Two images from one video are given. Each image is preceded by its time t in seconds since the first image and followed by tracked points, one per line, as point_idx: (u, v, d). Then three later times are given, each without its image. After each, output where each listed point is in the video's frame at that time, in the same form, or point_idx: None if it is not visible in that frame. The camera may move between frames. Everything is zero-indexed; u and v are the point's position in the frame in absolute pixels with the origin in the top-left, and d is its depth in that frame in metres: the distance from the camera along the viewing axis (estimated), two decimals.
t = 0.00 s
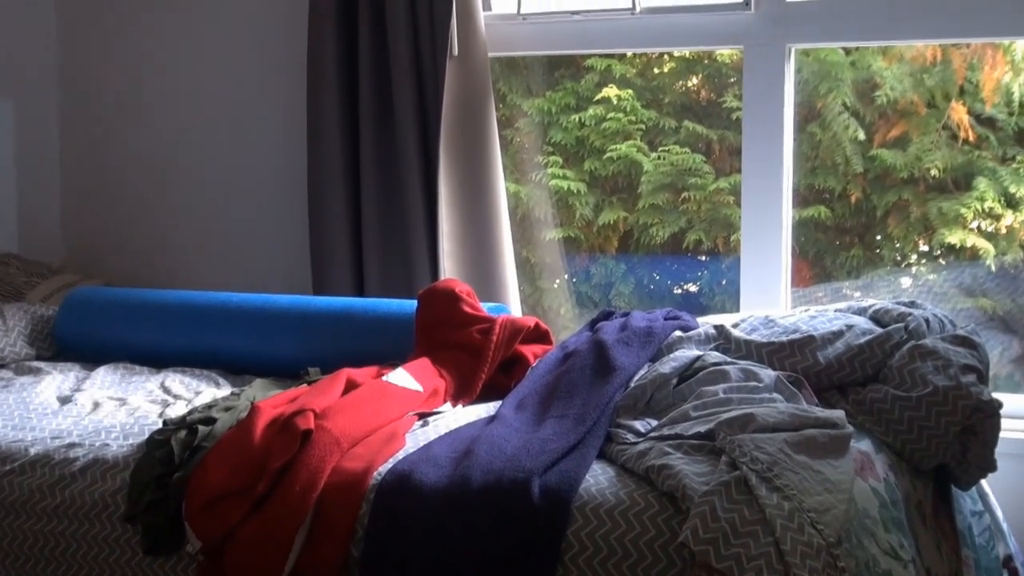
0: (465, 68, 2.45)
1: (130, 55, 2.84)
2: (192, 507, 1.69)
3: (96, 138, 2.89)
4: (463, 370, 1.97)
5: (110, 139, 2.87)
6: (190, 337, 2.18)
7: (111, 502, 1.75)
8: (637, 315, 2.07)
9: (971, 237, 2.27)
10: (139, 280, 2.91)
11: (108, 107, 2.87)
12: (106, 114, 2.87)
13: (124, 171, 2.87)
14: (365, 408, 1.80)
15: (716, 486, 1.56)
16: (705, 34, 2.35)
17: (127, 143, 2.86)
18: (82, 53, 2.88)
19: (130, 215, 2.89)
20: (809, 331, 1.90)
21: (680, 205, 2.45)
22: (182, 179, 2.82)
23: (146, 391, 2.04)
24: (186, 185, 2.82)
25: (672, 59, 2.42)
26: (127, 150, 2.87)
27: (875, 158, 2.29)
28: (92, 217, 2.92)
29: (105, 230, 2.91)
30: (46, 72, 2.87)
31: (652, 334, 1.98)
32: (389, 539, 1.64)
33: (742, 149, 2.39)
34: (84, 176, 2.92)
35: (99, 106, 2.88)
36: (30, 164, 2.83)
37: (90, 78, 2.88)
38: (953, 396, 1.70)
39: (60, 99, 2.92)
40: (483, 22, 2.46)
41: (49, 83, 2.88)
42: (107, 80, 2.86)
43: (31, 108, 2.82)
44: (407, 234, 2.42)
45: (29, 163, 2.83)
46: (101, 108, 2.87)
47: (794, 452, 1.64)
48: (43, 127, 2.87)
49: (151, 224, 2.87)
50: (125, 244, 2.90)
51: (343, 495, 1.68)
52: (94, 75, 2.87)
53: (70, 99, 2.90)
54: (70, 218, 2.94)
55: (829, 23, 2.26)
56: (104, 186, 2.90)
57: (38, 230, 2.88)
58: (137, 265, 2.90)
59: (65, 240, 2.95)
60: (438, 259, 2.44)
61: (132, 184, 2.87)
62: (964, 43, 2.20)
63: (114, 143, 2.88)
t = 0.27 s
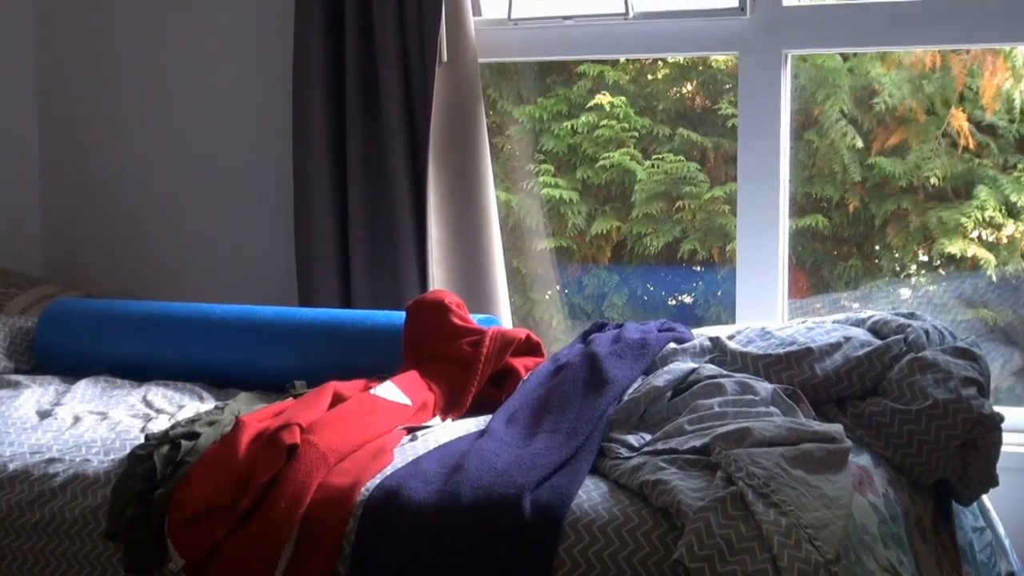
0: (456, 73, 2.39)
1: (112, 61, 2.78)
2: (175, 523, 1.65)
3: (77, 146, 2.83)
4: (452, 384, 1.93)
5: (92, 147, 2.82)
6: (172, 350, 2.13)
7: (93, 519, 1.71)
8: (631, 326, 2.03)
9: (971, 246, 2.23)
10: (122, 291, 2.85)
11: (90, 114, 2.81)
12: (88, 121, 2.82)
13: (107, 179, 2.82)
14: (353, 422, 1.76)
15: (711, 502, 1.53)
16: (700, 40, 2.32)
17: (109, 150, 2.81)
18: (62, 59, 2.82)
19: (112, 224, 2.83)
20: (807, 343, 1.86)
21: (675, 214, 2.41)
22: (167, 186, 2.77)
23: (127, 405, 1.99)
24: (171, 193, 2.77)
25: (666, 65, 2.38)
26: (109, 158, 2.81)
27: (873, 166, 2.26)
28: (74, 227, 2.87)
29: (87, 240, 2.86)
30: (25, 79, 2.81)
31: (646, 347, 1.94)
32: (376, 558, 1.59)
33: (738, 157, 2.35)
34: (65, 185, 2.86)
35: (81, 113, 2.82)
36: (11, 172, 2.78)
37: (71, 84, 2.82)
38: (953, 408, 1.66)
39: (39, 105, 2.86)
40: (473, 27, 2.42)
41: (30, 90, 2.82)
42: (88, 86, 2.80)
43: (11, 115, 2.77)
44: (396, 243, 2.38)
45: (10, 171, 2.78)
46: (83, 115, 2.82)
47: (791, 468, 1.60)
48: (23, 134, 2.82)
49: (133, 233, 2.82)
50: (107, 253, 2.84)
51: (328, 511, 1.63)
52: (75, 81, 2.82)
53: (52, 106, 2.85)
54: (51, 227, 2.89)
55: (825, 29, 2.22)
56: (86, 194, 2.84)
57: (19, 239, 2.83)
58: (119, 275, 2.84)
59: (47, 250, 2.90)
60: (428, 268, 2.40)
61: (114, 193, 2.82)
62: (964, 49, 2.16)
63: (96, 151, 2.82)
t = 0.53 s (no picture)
0: (448, 78, 2.35)
1: (97, 66, 2.73)
2: (160, 539, 1.61)
3: (62, 152, 2.79)
4: (443, 396, 1.89)
5: (77, 154, 2.77)
6: (157, 362, 2.09)
7: (76, 535, 1.67)
8: (627, 338, 1.99)
9: (974, 255, 2.19)
10: (109, 300, 2.80)
11: (74, 120, 2.77)
12: (72, 127, 2.77)
13: (93, 187, 2.77)
14: (341, 435, 1.72)
15: (709, 517, 1.49)
16: (698, 44, 2.28)
17: (94, 156, 2.76)
18: (46, 64, 2.77)
19: (98, 233, 2.78)
20: (806, 354, 1.82)
21: (672, 223, 2.37)
22: (154, 193, 2.73)
23: (110, 418, 1.95)
24: (158, 199, 2.72)
25: (662, 70, 2.34)
26: (94, 165, 2.76)
27: (874, 174, 2.22)
28: (59, 236, 2.82)
29: (74, 248, 2.81)
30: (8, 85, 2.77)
31: (642, 358, 1.90)
32: None
33: (736, 164, 2.31)
34: (50, 192, 2.81)
35: (65, 119, 2.78)
36: None
37: (55, 90, 2.77)
38: (955, 420, 1.63)
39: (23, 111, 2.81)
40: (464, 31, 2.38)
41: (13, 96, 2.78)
42: (73, 92, 2.76)
43: None
44: (388, 251, 2.34)
45: None
46: (67, 120, 2.77)
47: (790, 482, 1.56)
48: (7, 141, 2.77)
49: (121, 242, 2.77)
50: (94, 262, 2.80)
51: (316, 527, 1.59)
52: (60, 87, 2.77)
53: (36, 112, 2.80)
54: (35, 235, 2.84)
55: (824, 34, 2.18)
56: (70, 202, 2.79)
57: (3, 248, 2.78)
58: (106, 284, 2.80)
59: (31, 259, 2.85)
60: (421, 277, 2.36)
61: (100, 201, 2.77)
62: (966, 54, 2.13)
63: (82, 157, 2.77)
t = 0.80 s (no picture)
0: (440, 79, 2.32)
1: (80, 67, 2.67)
2: (147, 552, 1.57)
3: (46, 156, 2.73)
4: (436, 405, 1.85)
5: (61, 157, 2.72)
6: (144, 370, 2.05)
7: (59, 548, 1.63)
8: (624, 344, 1.95)
9: (980, 260, 2.16)
10: (98, 306, 2.76)
11: (58, 123, 2.71)
12: (55, 130, 2.71)
13: (79, 191, 2.72)
14: (332, 445, 1.68)
15: (708, 529, 1.46)
16: (697, 44, 2.24)
17: (79, 159, 2.71)
18: (28, 65, 2.71)
19: (86, 238, 2.74)
20: (809, 362, 1.78)
21: (670, 227, 2.34)
22: (142, 197, 2.68)
23: (94, 427, 1.91)
24: (146, 204, 2.68)
25: (660, 71, 2.30)
26: (79, 169, 2.71)
27: (878, 177, 2.18)
28: (45, 241, 2.77)
29: (60, 254, 2.76)
30: None
31: (640, 366, 1.86)
32: None
33: (736, 168, 2.27)
34: (35, 197, 2.75)
35: (48, 121, 2.72)
36: None
37: (38, 92, 2.71)
38: (961, 430, 1.58)
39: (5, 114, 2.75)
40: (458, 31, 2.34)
41: None
42: (56, 94, 2.70)
43: None
44: (381, 256, 2.30)
45: None
46: (51, 124, 2.72)
47: (793, 493, 1.52)
48: None
49: (109, 247, 2.72)
50: (82, 268, 2.75)
51: (305, 539, 1.55)
52: (43, 89, 2.71)
53: (18, 114, 2.74)
54: (20, 240, 2.79)
55: (826, 34, 2.14)
56: (55, 206, 2.74)
57: None
58: (95, 290, 2.75)
59: (18, 264, 2.80)
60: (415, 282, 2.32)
61: (87, 205, 2.72)
62: (972, 54, 2.09)
63: (67, 161, 2.72)
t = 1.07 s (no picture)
0: (435, 77, 2.28)
1: (66, 65, 2.63)
2: (133, 561, 1.53)
3: (33, 156, 2.69)
4: (430, 410, 1.81)
5: (49, 157, 2.68)
6: (133, 376, 2.01)
7: (44, 557, 1.59)
8: (622, 348, 1.91)
9: (986, 262, 2.12)
10: (88, 309, 2.71)
11: (44, 121, 2.66)
12: (43, 129, 2.67)
13: (67, 192, 2.68)
14: (323, 452, 1.64)
15: (709, 536, 1.42)
16: (698, 41, 2.20)
17: (67, 159, 2.66)
18: (14, 63, 2.67)
19: (74, 239, 2.69)
20: (812, 366, 1.74)
21: (670, 228, 2.30)
22: (132, 197, 2.64)
23: (80, 433, 1.87)
24: (136, 204, 2.64)
25: (660, 69, 2.26)
26: (67, 168, 2.67)
27: (883, 177, 2.14)
28: (33, 242, 2.72)
29: (49, 255, 2.72)
30: None
31: (639, 370, 1.82)
32: None
33: (737, 167, 2.23)
34: (22, 198, 2.71)
35: (35, 121, 2.67)
36: None
37: (24, 90, 2.67)
38: (968, 435, 1.54)
39: None
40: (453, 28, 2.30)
41: None
42: (43, 92, 2.65)
43: None
44: (376, 258, 2.26)
45: None
46: (38, 123, 2.67)
47: (795, 500, 1.48)
48: None
49: (97, 248, 2.68)
50: (71, 269, 2.71)
51: (295, 547, 1.51)
52: (31, 87, 2.66)
53: (3, 113, 2.69)
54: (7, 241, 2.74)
55: (828, 30, 2.11)
56: (43, 206, 2.70)
57: None
58: (85, 293, 2.71)
59: (6, 266, 2.76)
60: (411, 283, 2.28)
61: (75, 206, 2.68)
62: (979, 51, 2.05)
63: (61, 161, 2.67)
